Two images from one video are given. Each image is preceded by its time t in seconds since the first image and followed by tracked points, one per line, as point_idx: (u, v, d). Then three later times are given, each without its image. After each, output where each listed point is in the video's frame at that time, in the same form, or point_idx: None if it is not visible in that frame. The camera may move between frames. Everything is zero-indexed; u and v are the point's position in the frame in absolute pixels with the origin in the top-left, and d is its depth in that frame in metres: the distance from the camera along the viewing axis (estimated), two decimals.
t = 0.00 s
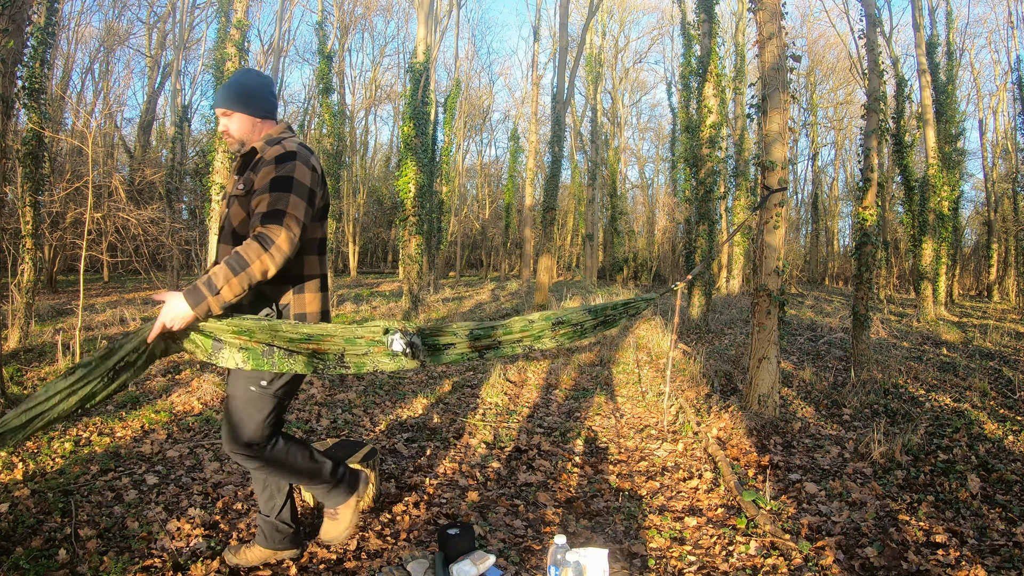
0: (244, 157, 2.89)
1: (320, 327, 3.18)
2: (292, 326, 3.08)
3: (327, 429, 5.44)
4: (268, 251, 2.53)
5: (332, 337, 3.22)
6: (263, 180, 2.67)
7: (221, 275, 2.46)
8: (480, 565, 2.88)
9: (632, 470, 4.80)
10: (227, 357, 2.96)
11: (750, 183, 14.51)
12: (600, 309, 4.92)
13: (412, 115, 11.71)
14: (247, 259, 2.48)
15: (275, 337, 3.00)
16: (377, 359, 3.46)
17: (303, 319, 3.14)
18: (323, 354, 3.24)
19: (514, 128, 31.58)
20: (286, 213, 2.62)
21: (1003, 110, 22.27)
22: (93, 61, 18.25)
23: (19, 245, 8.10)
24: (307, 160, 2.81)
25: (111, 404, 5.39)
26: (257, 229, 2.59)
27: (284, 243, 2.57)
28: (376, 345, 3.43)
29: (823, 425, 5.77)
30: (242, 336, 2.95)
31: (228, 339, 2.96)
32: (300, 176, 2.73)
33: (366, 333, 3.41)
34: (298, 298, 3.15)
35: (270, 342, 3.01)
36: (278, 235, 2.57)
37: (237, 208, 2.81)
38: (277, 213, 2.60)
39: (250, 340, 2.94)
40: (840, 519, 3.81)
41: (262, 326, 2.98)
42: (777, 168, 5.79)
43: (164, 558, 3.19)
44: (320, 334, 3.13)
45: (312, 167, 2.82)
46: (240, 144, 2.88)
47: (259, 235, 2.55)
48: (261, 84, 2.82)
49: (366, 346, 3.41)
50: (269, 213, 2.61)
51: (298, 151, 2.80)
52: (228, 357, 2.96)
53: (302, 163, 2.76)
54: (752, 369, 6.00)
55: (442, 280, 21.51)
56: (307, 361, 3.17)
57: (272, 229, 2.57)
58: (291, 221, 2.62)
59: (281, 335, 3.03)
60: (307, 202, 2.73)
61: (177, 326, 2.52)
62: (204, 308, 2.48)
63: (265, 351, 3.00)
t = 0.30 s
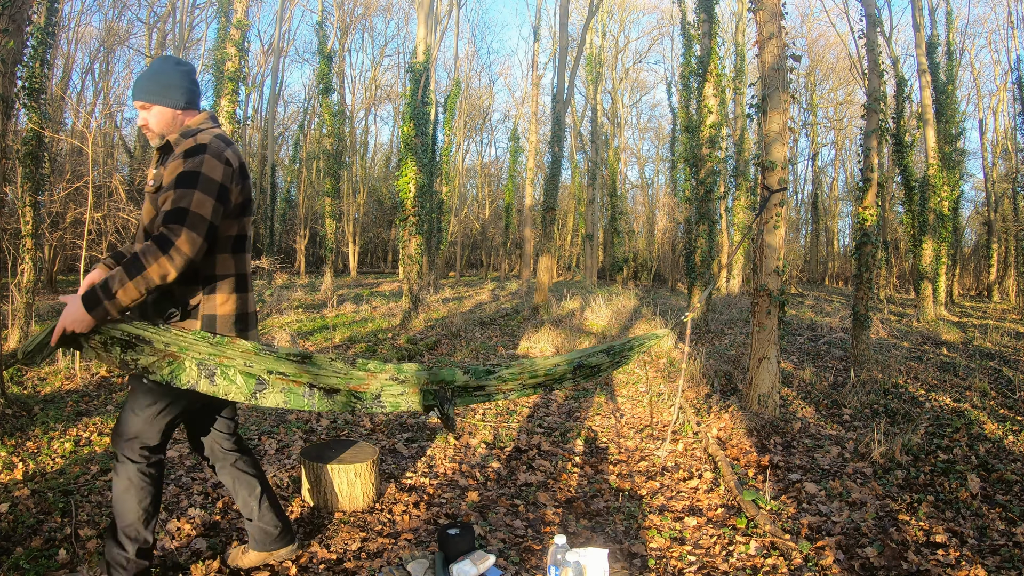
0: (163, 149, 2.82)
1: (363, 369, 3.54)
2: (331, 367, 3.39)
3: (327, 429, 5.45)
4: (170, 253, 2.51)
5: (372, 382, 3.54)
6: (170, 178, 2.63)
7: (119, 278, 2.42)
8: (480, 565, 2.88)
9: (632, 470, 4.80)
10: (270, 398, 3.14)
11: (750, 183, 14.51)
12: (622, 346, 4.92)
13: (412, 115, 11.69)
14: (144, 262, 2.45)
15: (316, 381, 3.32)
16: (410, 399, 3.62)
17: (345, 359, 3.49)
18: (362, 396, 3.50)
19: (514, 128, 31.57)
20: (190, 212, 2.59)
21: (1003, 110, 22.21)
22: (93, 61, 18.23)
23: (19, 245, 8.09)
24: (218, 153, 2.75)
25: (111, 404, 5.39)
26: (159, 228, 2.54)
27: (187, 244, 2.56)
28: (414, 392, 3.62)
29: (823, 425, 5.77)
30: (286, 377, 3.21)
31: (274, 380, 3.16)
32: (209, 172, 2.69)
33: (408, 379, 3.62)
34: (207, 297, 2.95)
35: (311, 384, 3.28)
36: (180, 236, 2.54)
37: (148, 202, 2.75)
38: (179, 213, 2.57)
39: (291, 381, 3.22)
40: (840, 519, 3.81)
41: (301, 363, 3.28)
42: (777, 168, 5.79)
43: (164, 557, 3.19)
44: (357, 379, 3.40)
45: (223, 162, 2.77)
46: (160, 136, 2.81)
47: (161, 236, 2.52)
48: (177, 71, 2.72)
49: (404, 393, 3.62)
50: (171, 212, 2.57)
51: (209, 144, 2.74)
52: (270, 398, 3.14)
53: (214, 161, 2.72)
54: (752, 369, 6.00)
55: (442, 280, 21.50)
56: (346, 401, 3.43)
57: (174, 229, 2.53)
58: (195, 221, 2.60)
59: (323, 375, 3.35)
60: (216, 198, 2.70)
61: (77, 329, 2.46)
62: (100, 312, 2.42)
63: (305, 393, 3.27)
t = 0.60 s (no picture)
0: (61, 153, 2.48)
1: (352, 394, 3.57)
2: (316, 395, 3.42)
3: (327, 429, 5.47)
4: (52, 274, 2.17)
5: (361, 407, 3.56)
6: (52, 184, 2.27)
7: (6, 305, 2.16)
8: (480, 564, 2.88)
9: (632, 470, 4.80)
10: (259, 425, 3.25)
11: (750, 184, 14.51)
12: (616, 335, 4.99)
13: (412, 115, 11.68)
14: (28, 287, 2.15)
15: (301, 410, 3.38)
16: (399, 417, 3.70)
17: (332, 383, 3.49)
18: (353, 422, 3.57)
19: (514, 127, 31.56)
20: (71, 225, 2.20)
21: (1003, 110, 22.16)
22: (93, 61, 18.23)
23: (19, 244, 8.10)
24: (105, 154, 2.33)
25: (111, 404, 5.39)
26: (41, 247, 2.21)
27: (70, 262, 2.19)
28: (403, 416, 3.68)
29: (823, 425, 5.77)
30: (274, 409, 3.29)
31: (259, 417, 3.26)
32: (92, 177, 2.28)
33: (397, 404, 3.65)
34: (98, 320, 2.52)
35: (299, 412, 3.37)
36: (64, 253, 2.18)
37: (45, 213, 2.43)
38: (60, 226, 2.19)
39: (279, 414, 3.30)
40: (840, 519, 3.81)
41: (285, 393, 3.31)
42: (777, 167, 5.79)
43: (164, 557, 3.19)
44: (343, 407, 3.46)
45: (111, 162, 2.34)
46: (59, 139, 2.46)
47: (43, 256, 2.19)
48: (64, 65, 2.37)
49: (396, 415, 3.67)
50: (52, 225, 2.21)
51: (99, 144, 2.33)
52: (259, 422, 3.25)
53: (100, 162, 2.31)
54: (752, 369, 6.00)
55: (442, 281, 21.49)
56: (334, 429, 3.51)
57: (56, 247, 2.18)
58: (78, 235, 2.21)
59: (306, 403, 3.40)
60: (103, 207, 2.30)
61: None
62: None
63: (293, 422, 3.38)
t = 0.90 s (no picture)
0: None
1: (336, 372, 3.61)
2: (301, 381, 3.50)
3: (327, 429, 5.48)
4: (8, 259, 2.07)
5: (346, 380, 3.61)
6: None
7: None
8: (480, 564, 2.88)
9: (632, 470, 4.80)
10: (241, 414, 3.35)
11: (750, 184, 14.50)
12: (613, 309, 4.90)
13: (412, 115, 11.67)
14: None
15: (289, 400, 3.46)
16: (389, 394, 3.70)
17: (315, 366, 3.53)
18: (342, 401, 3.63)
19: (514, 127, 31.55)
20: (30, 208, 2.12)
21: (1004, 110, 22.11)
22: (93, 61, 18.24)
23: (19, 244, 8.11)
24: (55, 137, 2.25)
25: (110, 404, 5.38)
26: None
27: (29, 247, 2.11)
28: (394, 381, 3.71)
29: (823, 425, 5.77)
30: (257, 399, 3.39)
31: (241, 406, 3.36)
32: (45, 160, 2.18)
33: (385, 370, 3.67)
34: (64, 304, 2.47)
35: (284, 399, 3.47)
36: (21, 237, 2.10)
37: None
38: (17, 209, 2.10)
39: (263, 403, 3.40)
40: (840, 519, 3.81)
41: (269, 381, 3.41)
42: (777, 168, 5.79)
43: (164, 557, 3.18)
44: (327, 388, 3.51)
45: (63, 146, 2.26)
46: None
47: None
48: None
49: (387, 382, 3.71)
50: (4, 209, 2.10)
51: (49, 127, 2.24)
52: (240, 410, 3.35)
53: (51, 146, 2.22)
54: (752, 369, 6.00)
55: (442, 281, 21.48)
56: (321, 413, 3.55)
57: (13, 231, 2.08)
58: (37, 218, 2.13)
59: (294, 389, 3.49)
60: (58, 189, 2.22)
61: None
62: None
63: (279, 409, 3.46)
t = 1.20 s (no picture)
0: None
1: (327, 351, 4.02)
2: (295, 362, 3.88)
3: (327, 429, 5.49)
4: (15, 252, 2.25)
5: (338, 358, 4.02)
6: None
7: None
8: (480, 564, 2.88)
9: (632, 470, 4.80)
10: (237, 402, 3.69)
11: (750, 184, 14.50)
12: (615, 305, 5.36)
13: (412, 115, 11.68)
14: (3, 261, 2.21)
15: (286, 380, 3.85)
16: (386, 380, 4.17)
17: (305, 349, 3.95)
18: (339, 386, 4.03)
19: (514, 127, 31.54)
20: (29, 207, 2.33)
21: (1003, 110, 22.12)
22: (93, 60, 18.24)
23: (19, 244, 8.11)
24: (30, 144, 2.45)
25: (110, 404, 5.38)
26: None
27: (32, 242, 2.30)
28: (388, 358, 4.17)
29: (822, 425, 5.78)
30: (254, 380, 3.75)
31: (237, 392, 3.69)
32: (29, 164, 2.38)
33: (376, 346, 4.18)
34: (46, 298, 2.63)
35: (281, 380, 3.85)
36: (24, 233, 2.28)
37: None
38: (16, 209, 2.29)
39: (260, 385, 3.75)
40: (840, 519, 3.81)
41: (264, 363, 3.77)
42: (777, 168, 5.80)
43: (164, 557, 3.18)
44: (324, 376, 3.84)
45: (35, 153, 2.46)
46: None
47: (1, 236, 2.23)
48: None
49: (381, 365, 4.17)
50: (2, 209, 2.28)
51: (25, 138, 2.42)
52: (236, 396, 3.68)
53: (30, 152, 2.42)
54: (752, 369, 6.00)
55: (442, 281, 21.46)
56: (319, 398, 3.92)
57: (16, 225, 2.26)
58: (34, 215, 2.34)
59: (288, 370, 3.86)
60: (41, 190, 2.42)
61: None
62: None
63: (275, 392, 3.82)
